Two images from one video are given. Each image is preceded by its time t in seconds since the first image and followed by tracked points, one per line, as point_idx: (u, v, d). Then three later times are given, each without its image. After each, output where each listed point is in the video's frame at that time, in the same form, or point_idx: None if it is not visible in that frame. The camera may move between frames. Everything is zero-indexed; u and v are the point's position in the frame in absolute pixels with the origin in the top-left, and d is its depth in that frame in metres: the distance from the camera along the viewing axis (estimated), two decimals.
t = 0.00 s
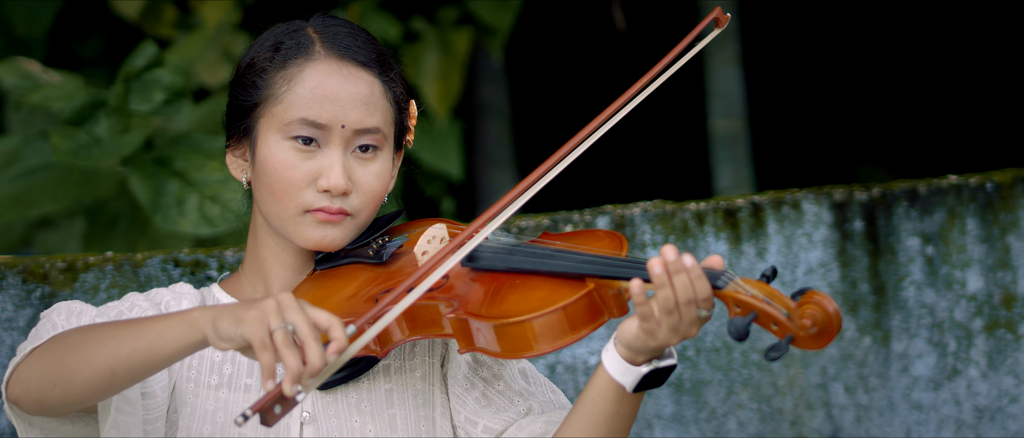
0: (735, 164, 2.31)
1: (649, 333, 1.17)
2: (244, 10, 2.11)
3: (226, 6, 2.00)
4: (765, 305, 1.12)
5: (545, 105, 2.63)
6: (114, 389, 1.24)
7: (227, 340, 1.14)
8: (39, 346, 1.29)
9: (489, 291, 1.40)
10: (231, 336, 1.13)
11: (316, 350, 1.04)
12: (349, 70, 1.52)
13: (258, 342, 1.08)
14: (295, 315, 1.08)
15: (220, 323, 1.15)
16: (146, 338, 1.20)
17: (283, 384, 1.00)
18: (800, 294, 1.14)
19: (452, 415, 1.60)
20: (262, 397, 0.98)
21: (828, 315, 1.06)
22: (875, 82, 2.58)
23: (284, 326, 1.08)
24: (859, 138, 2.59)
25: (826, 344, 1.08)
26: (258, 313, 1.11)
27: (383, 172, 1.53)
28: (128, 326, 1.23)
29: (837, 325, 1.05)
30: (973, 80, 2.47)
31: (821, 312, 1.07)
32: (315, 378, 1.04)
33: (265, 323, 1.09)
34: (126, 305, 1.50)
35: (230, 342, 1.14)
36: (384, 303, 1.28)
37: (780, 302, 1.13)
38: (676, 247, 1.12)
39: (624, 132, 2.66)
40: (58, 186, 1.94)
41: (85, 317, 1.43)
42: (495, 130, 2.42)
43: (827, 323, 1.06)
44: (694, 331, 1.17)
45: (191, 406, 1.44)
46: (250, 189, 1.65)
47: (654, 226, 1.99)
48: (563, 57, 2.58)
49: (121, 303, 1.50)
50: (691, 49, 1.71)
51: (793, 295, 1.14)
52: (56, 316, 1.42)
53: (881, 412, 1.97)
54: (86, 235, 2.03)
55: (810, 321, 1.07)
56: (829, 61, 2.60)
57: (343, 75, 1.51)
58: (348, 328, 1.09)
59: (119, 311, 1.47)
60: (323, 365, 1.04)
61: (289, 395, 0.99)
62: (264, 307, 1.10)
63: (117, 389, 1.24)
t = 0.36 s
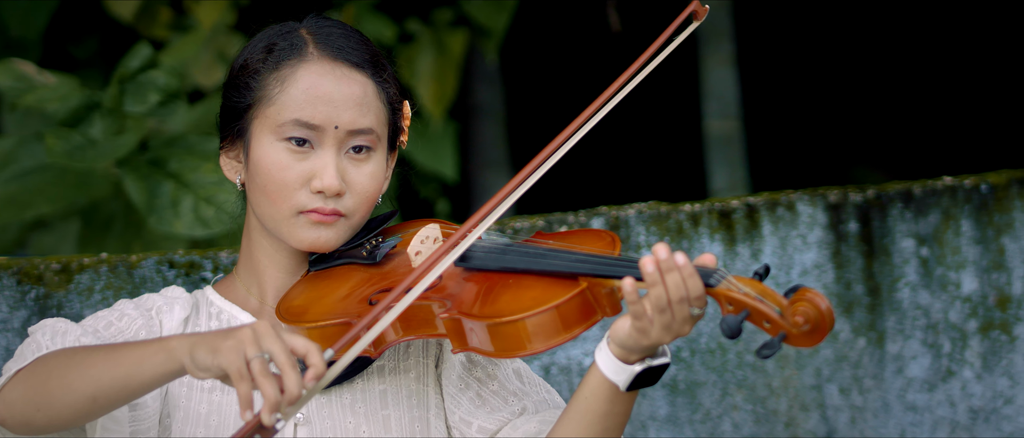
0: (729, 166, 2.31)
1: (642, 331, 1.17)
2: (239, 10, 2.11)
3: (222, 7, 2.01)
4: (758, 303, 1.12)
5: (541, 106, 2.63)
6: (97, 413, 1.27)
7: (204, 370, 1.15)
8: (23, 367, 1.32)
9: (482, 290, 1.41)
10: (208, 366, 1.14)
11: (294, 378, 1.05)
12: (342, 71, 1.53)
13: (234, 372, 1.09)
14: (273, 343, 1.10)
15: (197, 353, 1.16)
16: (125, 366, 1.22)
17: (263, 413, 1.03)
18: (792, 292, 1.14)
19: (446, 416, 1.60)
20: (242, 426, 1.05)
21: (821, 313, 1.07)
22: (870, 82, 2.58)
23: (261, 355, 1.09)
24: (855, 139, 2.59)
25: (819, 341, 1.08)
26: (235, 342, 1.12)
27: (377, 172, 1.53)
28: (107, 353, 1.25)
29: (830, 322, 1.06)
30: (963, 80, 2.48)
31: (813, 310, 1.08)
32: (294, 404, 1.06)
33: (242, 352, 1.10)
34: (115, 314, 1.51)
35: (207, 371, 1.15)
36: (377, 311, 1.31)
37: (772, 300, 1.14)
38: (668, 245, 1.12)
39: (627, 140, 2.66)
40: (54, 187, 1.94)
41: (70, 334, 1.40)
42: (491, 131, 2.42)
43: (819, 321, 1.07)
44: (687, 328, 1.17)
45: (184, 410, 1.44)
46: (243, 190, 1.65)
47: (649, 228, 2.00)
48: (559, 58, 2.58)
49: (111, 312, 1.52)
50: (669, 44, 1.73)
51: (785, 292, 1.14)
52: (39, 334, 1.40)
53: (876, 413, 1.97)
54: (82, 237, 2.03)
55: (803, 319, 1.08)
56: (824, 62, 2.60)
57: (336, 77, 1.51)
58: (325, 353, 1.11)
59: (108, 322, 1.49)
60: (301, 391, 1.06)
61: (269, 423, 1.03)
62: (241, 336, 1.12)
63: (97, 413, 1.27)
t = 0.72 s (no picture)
0: (722, 167, 2.32)
1: (634, 329, 1.17)
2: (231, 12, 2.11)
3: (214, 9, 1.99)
4: (749, 301, 1.13)
5: (535, 107, 2.63)
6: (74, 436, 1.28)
7: (178, 399, 1.17)
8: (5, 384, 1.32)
9: (474, 290, 1.41)
10: (182, 396, 1.16)
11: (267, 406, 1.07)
12: (335, 72, 1.53)
13: (208, 402, 1.12)
14: (243, 371, 1.11)
15: (171, 382, 1.18)
16: (103, 391, 1.25)
17: None
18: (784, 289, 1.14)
19: (439, 416, 1.60)
20: None
21: (811, 310, 1.07)
22: (864, 84, 2.58)
23: (233, 384, 1.11)
24: (847, 140, 2.59)
25: (810, 338, 1.08)
26: (207, 372, 1.13)
27: (369, 173, 1.54)
28: (87, 376, 1.28)
29: (820, 319, 1.06)
30: (956, 81, 2.48)
31: (804, 307, 1.08)
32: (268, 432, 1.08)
33: (214, 382, 1.12)
34: (103, 323, 1.51)
35: (181, 400, 1.17)
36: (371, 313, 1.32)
37: (763, 297, 1.14)
38: (659, 243, 1.12)
39: (621, 141, 2.66)
40: (46, 189, 1.92)
41: (54, 351, 1.38)
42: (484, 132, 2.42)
43: (810, 318, 1.07)
44: (678, 327, 1.17)
45: (175, 413, 1.43)
46: (236, 191, 1.64)
47: (641, 229, 2.00)
48: (553, 59, 2.58)
49: (99, 321, 1.52)
50: (646, 47, 1.72)
51: (776, 290, 1.14)
52: (23, 353, 1.37)
53: (868, 414, 1.97)
54: (73, 238, 2.02)
55: (794, 316, 1.08)
56: (818, 63, 2.60)
57: (329, 77, 1.51)
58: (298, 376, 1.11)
59: (96, 331, 1.49)
60: (276, 417, 1.08)
61: None
62: (212, 365, 1.13)
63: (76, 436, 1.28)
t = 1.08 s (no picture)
0: (715, 166, 2.32)
1: (627, 327, 1.18)
2: (225, 11, 2.11)
3: (207, 7, 2.00)
4: (743, 297, 1.13)
5: (529, 107, 2.63)
6: None
7: (152, 424, 1.20)
8: None
9: (467, 287, 1.41)
10: (156, 422, 1.19)
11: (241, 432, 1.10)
12: (328, 70, 1.53)
13: (181, 428, 1.15)
14: (216, 398, 1.14)
15: (145, 409, 1.21)
16: (80, 414, 1.28)
17: None
18: (778, 286, 1.14)
19: (432, 415, 1.61)
20: None
21: (805, 306, 1.08)
22: (859, 83, 2.57)
23: (206, 411, 1.14)
24: (842, 139, 2.59)
25: (803, 335, 1.09)
26: (179, 398, 1.16)
27: (363, 171, 1.53)
28: (65, 395, 1.32)
29: (814, 315, 1.07)
30: (952, 80, 2.48)
31: (797, 303, 1.08)
32: None
33: (187, 408, 1.15)
34: (93, 327, 1.53)
35: (155, 425, 1.20)
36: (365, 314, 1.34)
37: (757, 293, 1.14)
38: (652, 240, 1.13)
39: (615, 140, 2.67)
40: (39, 187, 1.94)
41: (36, 366, 1.42)
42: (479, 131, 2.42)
43: (803, 314, 1.08)
44: (672, 323, 1.18)
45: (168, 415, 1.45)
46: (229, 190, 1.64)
47: (635, 227, 2.00)
48: (548, 59, 2.59)
49: (88, 326, 1.53)
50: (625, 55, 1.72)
51: (770, 286, 1.14)
52: (7, 368, 1.41)
53: (862, 413, 1.97)
54: (67, 237, 2.02)
55: (788, 312, 1.09)
56: (813, 63, 2.60)
57: (323, 76, 1.51)
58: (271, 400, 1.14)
59: (84, 337, 1.51)
60: None
61: None
62: (184, 392, 1.16)
63: None
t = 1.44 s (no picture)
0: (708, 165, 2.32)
1: (619, 324, 1.18)
2: (217, 10, 2.11)
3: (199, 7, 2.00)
4: (735, 296, 1.13)
5: (523, 106, 2.63)
6: None
7: None
8: None
9: (459, 286, 1.41)
10: None
11: None
12: (321, 70, 1.53)
13: None
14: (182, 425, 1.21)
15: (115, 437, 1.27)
16: None
17: None
18: (769, 284, 1.14)
19: (424, 414, 1.60)
20: None
21: (797, 305, 1.07)
22: (853, 83, 2.57)
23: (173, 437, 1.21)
24: (835, 139, 2.59)
25: (795, 334, 1.09)
26: (147, 427, 1.23)
27: (355, 170, 1.53)
28: (40, 416, 1.32)
29: (806, 314, 1.06)
30: (946, 81, 2.48)
31: (790, 302, 1.08)
32: None
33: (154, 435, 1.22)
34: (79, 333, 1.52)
35: None
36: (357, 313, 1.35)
37: (749, 292, 1.14)
38: (645, 238, 1.13)
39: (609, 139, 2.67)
40: (32, 186, 1.96)
41: (18, 382, 1.41)
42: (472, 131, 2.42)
43: (796, 312, 1.07)
44: (664, 322, 1.18)
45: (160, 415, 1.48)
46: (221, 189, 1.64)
47: (627, 226, 2.01)
48: (541, 58, 2.59)
49: (75, 332, 1.52)
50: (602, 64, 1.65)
51: (761, 284, 1.15)
52: None
53: (853, 412, 1.97)
54: (59, 237, 2.02)
55: (779, 311, 1.09)
56: (807, 63, 2.60)
57: (315, 75, 1.51)
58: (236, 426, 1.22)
59: (70, 344, 1.51)
60: None
61: None
62: (152, 420, 1.23)
63: None
